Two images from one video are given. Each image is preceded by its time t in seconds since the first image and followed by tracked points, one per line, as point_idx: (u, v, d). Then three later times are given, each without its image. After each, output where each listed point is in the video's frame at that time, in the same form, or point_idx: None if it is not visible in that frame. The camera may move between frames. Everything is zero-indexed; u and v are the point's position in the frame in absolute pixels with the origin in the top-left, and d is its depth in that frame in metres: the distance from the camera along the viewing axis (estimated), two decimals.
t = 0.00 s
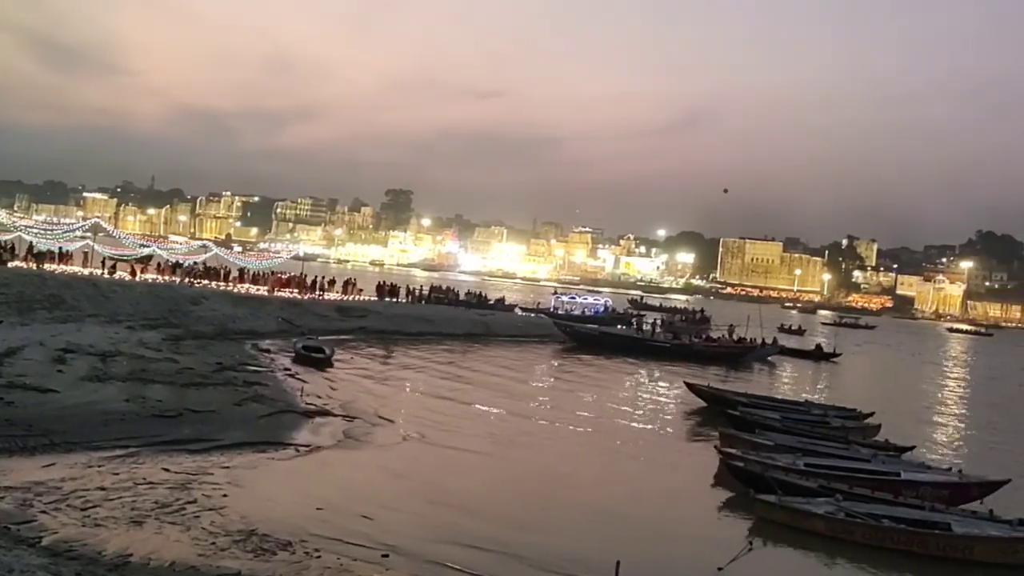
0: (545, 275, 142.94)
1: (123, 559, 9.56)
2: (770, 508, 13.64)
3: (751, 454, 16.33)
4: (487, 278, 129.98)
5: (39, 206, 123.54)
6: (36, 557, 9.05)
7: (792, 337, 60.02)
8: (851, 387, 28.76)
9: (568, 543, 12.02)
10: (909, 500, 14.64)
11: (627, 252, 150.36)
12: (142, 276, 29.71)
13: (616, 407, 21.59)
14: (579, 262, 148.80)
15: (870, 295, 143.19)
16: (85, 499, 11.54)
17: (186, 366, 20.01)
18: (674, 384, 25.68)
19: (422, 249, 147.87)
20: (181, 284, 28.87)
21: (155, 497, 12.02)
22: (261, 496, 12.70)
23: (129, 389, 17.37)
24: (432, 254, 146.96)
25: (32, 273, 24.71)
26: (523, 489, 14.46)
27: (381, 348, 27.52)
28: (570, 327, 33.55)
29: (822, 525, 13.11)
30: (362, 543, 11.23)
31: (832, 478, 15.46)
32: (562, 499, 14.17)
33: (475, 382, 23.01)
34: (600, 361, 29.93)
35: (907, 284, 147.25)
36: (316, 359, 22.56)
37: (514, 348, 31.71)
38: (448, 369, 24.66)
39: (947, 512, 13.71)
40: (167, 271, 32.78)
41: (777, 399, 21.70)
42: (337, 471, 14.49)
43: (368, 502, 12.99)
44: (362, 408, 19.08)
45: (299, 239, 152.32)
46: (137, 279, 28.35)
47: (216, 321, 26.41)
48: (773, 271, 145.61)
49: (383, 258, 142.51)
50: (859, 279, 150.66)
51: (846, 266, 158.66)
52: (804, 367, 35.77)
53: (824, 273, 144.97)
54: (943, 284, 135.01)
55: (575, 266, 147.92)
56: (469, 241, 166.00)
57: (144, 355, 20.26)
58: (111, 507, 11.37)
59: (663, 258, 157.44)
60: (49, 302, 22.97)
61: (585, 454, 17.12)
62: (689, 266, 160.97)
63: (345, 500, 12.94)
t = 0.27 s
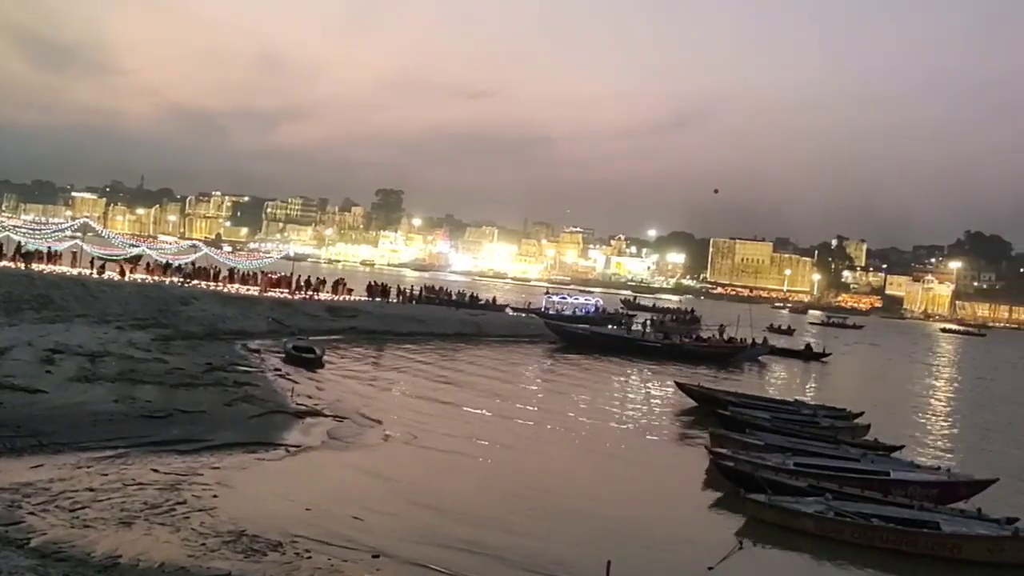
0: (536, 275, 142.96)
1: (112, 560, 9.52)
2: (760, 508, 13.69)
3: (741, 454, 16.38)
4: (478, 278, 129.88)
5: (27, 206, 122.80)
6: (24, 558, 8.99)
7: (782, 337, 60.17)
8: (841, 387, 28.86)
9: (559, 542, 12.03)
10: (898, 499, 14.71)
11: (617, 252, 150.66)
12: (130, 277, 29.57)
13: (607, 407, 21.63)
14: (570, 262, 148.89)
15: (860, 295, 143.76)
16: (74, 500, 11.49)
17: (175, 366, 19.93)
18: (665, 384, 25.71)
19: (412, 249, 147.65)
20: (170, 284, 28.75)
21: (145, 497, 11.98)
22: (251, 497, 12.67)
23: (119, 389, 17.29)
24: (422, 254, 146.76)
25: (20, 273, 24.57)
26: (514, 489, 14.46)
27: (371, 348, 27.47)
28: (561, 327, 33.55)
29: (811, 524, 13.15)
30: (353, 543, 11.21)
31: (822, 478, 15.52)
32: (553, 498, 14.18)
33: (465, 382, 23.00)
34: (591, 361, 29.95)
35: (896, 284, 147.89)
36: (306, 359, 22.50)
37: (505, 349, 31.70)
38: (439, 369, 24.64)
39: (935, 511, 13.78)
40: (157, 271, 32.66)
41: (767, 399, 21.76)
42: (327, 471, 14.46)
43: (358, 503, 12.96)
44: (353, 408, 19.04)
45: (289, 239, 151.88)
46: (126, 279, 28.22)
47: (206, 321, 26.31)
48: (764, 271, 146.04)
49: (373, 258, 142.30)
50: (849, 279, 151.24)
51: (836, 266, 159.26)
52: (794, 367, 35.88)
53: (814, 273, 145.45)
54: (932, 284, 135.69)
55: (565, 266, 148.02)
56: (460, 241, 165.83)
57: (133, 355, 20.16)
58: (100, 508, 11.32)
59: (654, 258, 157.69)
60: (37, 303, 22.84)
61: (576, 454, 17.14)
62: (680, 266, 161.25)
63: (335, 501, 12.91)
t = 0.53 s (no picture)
0: (525, 275, 142.97)
1: (100, 562, 9.47)
2: (749, 507, 13.74)
3: (730, 454, 16.43)
4: (467, 278, 129.75)
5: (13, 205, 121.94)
6: (11, 560, 8.94)
7: (770, 337, 60.41)
8: (829, 386, 29.00)
9: (548, 543, 12.04)
10: (886, 498, 14.78)
11: (607, 252, 150.89)
12: (118, 277, 29.41)
13: (597, 407, 21.66)
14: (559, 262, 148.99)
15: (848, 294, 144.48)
16: (62, 502, 11.42)
17: (164, 367, 19.84)
18: (654, 384, 25.77)
19: (402, 249, 147.41)
20: (158, 285, 28.61)
21: (133, 498, 11.92)
22: (240, 498, 12.63)
23: (106, 390, 17.20)
24: (412, 254, 146.54)
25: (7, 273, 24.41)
26: (503, 490, 14.47)
27: (361, 349, 27.42)
28: (550, 328, 33.59)
29: (800, 523, 13.21)
30: (342, 544, 11.20)
31: (810, 477, 15.59)
32: (542, 499, 14.20)
33: (455, 383, 22.99)
34: (581, 361, 29.98)
35: (885, 284, 148.62)
36: (296, 360, 22.44)
37: (495, 349, 31.71)
38: (429, 369, 24.62)
39: (923, 510, 13.85)
40: (145, 271, 32.51)
41: (756, 399, 21.84)
42: (317, 472, 14.43)
43: (348, 503, 12.94)
44: (343, 409, 19.01)
45: (278, 239, 151.39)
46: (114, 279, 28.07)
47: (194, 321, 26.20)
48: (752, 271, 146.55)
49: (363, 258, 142.07)
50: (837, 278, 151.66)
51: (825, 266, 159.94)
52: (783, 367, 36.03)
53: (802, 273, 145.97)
54: (919, 284, 136.47)
55: (554, 266, 148.12)
56: (450, 241, 165.67)
57: (121, 356, 20.06)
58: (88, 509, 11.26)
59: (643, 258, 157.96)
60: (24, 303, 22.68)
61: (566, 455, 17.17)
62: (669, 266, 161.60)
63: (324, 502, 12.88)
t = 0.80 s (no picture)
0: (514, 275, 142.91)
1: (86, 563, 9.42)
2: (737, 507, 13.79)
3: (718, 453, 16.48)
4: (456, 278, 129.58)
5: None
6: None
7: (758, 336, 60.59)
8: (816, 386, 29.10)
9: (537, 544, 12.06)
10: (873, 497, 14.85)
11: (595, 253, 151.20)
12: (104, 277, 29.24)
13: (586, 407, 21.69)
14: (548, 262, 149.02)
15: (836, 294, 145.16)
16: (48, 503, 11.35)
17: (151, 367, 19.73)
18: (643, 384, 25.82)
19: (390, 248, 147.09)
20: (145, 284, 28.47)
21: (119, 500, 11.86)
22: (228, 499, 12.58)
23: (93, 390, 17.10)
24: (400, 253, 146.24)
25: None
26: (492, 491, 14.47)
27: (349, 349, 27.37)
28: (539, 328, 33.60)
29: (788, 522, 13.27)
30: (331, 545, 11.18)
31: (798, 476, 15.65)
32: (531, 500, 14.21)
33: (444, 383, 22.98)
34: (570, 361, 30.01)
35: (872, 284, 149.20)
36: (284, 360, 22.37)
37: (484, 349, 31.70)
38: (418, 370, 24.60)
39: (909, 508, 13.94)
40: (132, 271, 32.33)
41: (744, 398, 21.91)
42: (305, 473, 14.39)
43: (336, 504, 12.92)
44: (331, 409, 18.96)
45: (266, 239, 150.80)
46: (100, 279, 27.90)
47: (182, 322, 26.08)
48: (741, 271, 147.06)
49: (352, 258, 141.78)
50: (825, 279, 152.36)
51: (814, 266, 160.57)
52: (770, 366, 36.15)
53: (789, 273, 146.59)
54: (905, 284, 137.24)
55: (543, 267, 148.15)
56: (439, 241, 165.44)
57: (108, 356, 19.94)
58: (74, 510, 11.19)
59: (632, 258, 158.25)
60: (9, 303, 22.52)
61: (555, 455, 17.19)
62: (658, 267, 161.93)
63: (312, 503, 12.85)
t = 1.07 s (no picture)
0: (501, 275, 142.90)
1: (69, 565, 9.35)
2: (722, 505, 13.85)
3: (704, 453, 16.54)
4: (442, 278, 129.40)
5: None
6: None
7: (743, 336, 60.87)
8: (801, 386, 29.26)
9: (523, 543, 12.06)
10: (857, 496, 14.95)
11: (581, 253, 151.82)
12: (87, 276, 29.03)
13: (572, 407, 21.72)
14: (535, 262, 149.07)
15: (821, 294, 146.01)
16: (29, 505, 11.25)
17: (134, 368, 19.61)
18: (629, 384, 25.87)
19: (376, 248, 146.72)
20: (129, 285, 28.29)
21: (103, 501, 11.78)
22: (212, 500, 12.52)
23: (75, 391, 16.98)
24: (386, 253, 145.91)
25: None
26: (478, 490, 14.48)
27: (335, 349, 27.31)
28: (525, 328, 33.61)
29: (772, 521, 13.34)
30: (316, 545, 11.15)
31: (783, 476, 15.74)
32: (517, 499, 14.22)
33: (430, 383, 22.96)
34: (556, 361, 30.06)
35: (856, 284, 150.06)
36: (269, 360, 22.30)
37: (470, 349, 31.68)
38: (404, 370, 24.57)
39: (893, 507, 14.03)
40: (115, 271, 32.12)
41: (730, 398, 22.01)
42: (290, 473, 14.35)
43: (322, 504, 12.89)
44: (316, 410, 18.91)
45: (251, 239, 150.12)
46: (83, 279, 27.69)
47: (166, 322, 25.93)
48: (726, 271, 147.65)
49: (337, 257, 141.37)
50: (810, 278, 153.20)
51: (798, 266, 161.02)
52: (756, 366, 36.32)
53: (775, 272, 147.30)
54: (889, 284, 138.20)
55: (529, 266, 148.17)
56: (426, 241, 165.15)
57: (91, 356, 19.80)
58: (56, 512, 11.10)
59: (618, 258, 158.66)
60: None
61: (541, 455, 17.21)
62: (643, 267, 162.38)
63: (298, 503, 12.81)
